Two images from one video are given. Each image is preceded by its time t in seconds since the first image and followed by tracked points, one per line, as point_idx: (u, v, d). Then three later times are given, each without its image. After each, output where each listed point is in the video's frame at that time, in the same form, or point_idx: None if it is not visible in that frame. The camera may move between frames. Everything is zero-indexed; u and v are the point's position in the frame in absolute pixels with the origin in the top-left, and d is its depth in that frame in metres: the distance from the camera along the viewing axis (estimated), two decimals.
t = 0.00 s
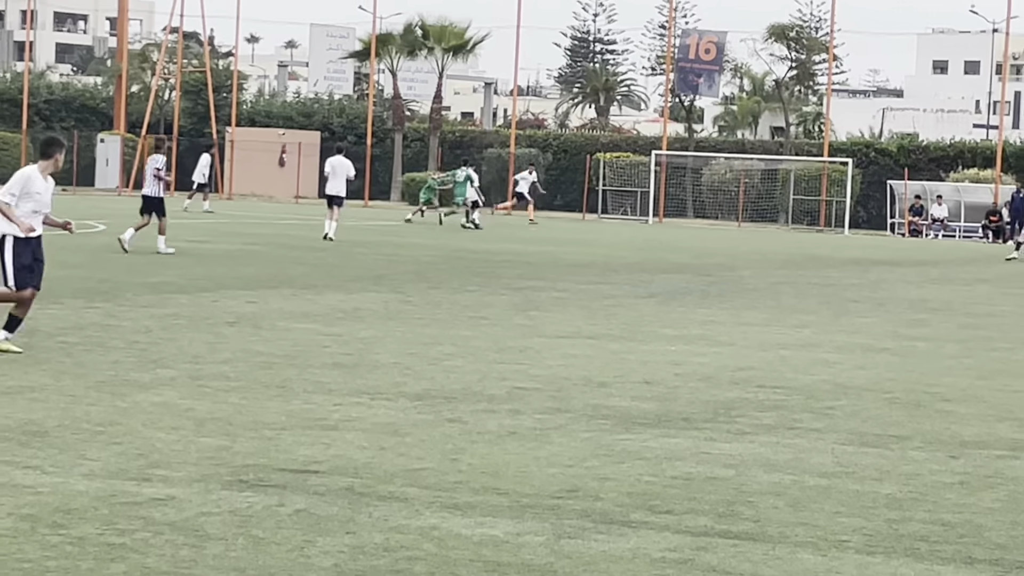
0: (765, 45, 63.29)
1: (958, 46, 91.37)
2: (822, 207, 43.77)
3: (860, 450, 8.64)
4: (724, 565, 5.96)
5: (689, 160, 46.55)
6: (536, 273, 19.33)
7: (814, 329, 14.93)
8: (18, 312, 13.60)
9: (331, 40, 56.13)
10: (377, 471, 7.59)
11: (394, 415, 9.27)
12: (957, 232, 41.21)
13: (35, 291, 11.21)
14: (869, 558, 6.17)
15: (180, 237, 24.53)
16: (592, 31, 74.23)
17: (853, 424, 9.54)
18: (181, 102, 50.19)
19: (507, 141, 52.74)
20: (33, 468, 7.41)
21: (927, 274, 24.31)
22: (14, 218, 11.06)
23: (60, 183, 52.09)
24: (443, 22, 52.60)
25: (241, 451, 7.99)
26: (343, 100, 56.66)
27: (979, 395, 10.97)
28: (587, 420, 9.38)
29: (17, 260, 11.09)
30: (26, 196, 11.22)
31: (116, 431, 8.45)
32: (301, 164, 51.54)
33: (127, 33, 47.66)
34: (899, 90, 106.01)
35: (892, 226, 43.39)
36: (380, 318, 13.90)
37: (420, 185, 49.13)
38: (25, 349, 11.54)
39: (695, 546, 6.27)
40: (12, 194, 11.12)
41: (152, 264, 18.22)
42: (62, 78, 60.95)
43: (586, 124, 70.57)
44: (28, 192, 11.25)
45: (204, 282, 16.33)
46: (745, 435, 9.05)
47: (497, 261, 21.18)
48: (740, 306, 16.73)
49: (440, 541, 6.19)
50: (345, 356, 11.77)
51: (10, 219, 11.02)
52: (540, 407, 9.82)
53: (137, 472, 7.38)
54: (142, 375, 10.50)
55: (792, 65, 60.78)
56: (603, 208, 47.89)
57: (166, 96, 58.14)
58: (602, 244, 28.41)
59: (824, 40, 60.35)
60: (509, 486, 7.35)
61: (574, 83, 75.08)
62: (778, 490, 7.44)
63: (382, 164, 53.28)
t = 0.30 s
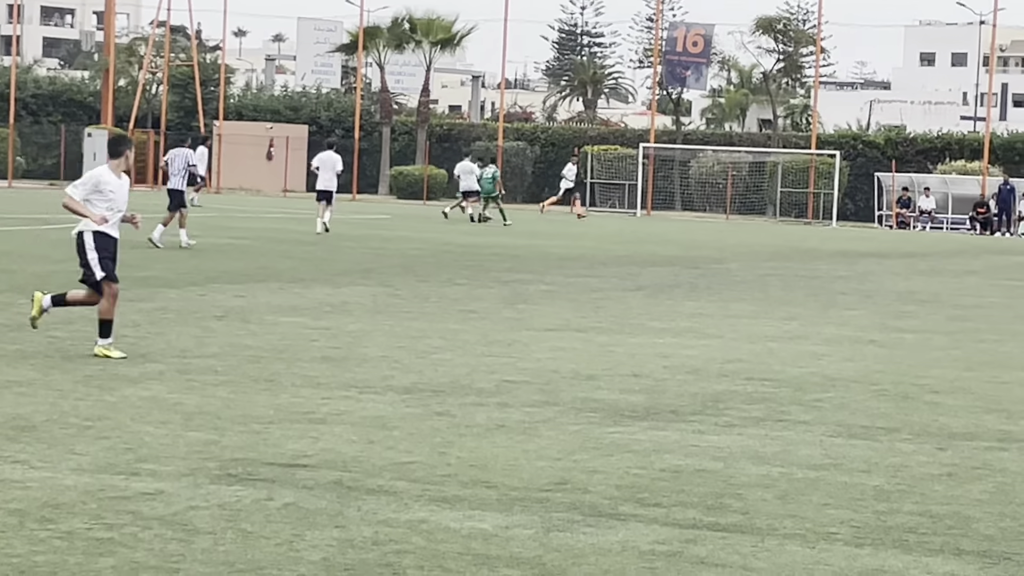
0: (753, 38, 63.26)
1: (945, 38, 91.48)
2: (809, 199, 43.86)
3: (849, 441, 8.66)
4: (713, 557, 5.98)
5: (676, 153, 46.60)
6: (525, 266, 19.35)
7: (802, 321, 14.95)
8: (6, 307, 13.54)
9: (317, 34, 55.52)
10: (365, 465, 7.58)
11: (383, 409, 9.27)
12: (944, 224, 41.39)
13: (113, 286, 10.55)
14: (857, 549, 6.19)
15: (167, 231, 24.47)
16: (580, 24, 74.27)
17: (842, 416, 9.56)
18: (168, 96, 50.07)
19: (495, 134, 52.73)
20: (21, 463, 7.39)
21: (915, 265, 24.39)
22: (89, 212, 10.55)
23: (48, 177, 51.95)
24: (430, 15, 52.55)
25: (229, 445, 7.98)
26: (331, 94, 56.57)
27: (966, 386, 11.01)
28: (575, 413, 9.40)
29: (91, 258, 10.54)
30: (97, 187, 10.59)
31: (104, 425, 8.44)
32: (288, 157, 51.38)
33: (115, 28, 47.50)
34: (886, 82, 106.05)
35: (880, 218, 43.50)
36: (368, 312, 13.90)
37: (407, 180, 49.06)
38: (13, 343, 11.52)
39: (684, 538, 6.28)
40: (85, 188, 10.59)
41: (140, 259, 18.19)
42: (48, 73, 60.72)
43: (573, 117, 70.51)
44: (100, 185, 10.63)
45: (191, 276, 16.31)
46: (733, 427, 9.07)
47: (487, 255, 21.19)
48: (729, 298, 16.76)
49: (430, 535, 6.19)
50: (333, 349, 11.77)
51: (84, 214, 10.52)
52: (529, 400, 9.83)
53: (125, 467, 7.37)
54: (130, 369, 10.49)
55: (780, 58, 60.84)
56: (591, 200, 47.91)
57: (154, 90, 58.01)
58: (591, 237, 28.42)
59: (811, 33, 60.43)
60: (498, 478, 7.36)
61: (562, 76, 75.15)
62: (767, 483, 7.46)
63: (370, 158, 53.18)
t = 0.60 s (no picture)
0: (747, 33, 63.21)
1: (940, 33, 91.49)
2: (804, 194, 43.91)
3: (844, 436, 8.67)
4: (708, 552, 5.99)
5: (671, 148, 46.60)
6: (520, 262, 19.35)
7: (797, 316, 14.96)
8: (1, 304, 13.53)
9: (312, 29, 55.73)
10: (360, 461, 7.59)
11: (378, 405, 9.28)
12: (939, 218, 41.31)
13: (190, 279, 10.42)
14: (851, 544, 6.21)
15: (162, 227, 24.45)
16: (574, 18, 74.19)
17: (837, 411, 9.57)
18: (162, 93, 50.03)
19: (489, 130, 52.65)
20: (16, 460, 7.39)
21: (910, 260, 24.42)
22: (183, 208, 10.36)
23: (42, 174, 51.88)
24: (424, 11, 52.43)
25: (224, 441, 7.98)
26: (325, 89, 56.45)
27: (961, 381, 11.03)
28: (570, 409, 9.41)
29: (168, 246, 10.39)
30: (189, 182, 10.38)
31: (100, 421, 8.44)
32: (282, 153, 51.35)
33: (108, 24, 47.41)
34: (880, 77, 106.04)
35: (875, 212, 43.49)
36: (364, 308, 13.89)
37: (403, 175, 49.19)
38: (7, 340, 11.51)
39: (679, 533, 6.29)
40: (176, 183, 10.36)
41: (135, 255, 18.19)
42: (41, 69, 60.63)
43: (568, 113, 70.47)
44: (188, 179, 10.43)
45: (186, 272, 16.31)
46: (728, 422, 9.08)
47: (482, 250, 21.19)
48: (723, 293, 16.77)
49: (425, 530, 6.20)
50: (329, 345, 11.77)
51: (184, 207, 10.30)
52: (524, 395, 9.84)
53: (121, 462, 7.37)
54: (126, 365, 10.50)
55: (775, 53, 60.78)
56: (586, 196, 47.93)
57: (148, 86, 57.97)
58: (586, 232, 28.43)
59: (805, 28, 60.34)
60: (493, 474, 7.37)
61: (556, 71, 75.08)
62: (762, 477, 7.47)
63: (365, 153, 53.30)
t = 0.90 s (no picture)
0: (749, 29, 63.21)
1: (941, 29, 91.50)
2: (806, 190, 43.93)
3: (846, 433, 8.67)
4: (710, 548, 5.99)
5: (673, 145, 46.58)
6: (522, 258, 19.35)
7: (798, 312, 14.97)
8: (4, 301, 13.54)
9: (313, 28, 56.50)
10: (363, 458, 7.59)
11: (380, 402, 9.28)
12: (941, 214, 41.31)
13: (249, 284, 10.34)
14: (854, 540, 6.20)
15: (165, 225, 24.44)
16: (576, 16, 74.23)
17: (839, 407, 9.57)
18: (164, 91, 50.08)
19: (491, 127, 52.62)
20: (18, 457, 7.39)
21: (912, 256, 24.42)
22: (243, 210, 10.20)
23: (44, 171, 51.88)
24: (426, 9, 52.53)
25: (226, 439, 7.99)
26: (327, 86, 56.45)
27: (962, 376, 11.03)
28: (571, 405, 9.40)
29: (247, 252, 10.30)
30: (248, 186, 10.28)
31: (101, 420, 8.43)
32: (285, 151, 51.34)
33: (110, 22, 47.38)
34: (882, 73, 106.05)
35: (877, 208, 43.45)
36: (365, 305, 13.91)
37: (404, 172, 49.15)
38: (9, 338, 11.51)
39: (682, 530, 6.29)
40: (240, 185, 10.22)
41: (138, 253, 18.18)
42: (43, 67, 60.64)
43: (570, 109, 70.47)
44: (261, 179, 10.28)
45: (188, 270, 16.32)
46: (730, 419, 9.09)
47: (485, 247, 21.18)
48: (726, 290, 16.77)
49: (427, 527, 6.20)
50: (330, 343, 11.77)
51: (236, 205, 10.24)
52: (526, 392, 9.84)
53: (123, 460, 7.38)
54: (127, 363, 10.50)
55: (776, 49, 60.86)
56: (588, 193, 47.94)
57: (150, 83, 58.01)
58: (588, 229, 28.43)
59: (807, 24, 60.27)
60: (495, 471, 7.37)
61: (558, 69, 75.06)
62: (764, 474, 7.47)
63: (366, 150, 53.13)
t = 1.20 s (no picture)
0: (757, 28, 63.06)
1: (950, 27, 91.25)
2: (815, 189, 43.89)
3: (855, 432, 8.65)
4: (720, 548, 5.98)
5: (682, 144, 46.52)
6: (531, 258, 19.34)
7: (808, 311, 14.93)
8: (12, 302, 13.54)
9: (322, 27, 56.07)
10: (371, 458, 7.58)
11: (389, 402, 9.28)
12: (950, 213, 41.33)
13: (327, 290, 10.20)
14: (863, 539, 6.19)
15: (174, 226, 24.47)
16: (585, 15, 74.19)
17: (848, 406, 9.54)
18: (173, 92, 50.11)
19: (500, 127, 52.63)
20: (27, 458, 7.40)
21: (921, 255, 24.36)
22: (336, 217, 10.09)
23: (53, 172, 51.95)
24: (435, 9, 52.64)
25: (235, 439, 7.98)
26: (335, 86, 56.43)
27: (973, 375, 11.00)
28: (580, 405, 9.39)
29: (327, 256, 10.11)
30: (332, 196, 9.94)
31: (111, 420, 8.44)
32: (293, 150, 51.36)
33: (119, 22, 47.39)
34: (891, 71, 105.79)
35: (887, 208, 43.35)
36: (373, 305, 13.92)
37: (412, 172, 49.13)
38: (18, 339, 11.52)
39: (691, 529, 6.28)
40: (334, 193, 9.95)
41: (146, 254, 18.19)
42: (53, 68, 60.68)
43: (578, 109, 70.36)
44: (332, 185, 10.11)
45: (196, 270, 16.32)
46: (739, 418, 9.08)
47: (493, 247, 21.18)
48: (735, 289, 16.74)
49: (436, 527, 6.19)
50: (339, 343, 11.78)
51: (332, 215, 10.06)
52: (535, 392, 9.83)
53: (132, 461, 7.38)
54: (136, 364, 10.50)
55: (784, 48, 60.69)
56: (597, 192, 48.11)
57: (158, 84, 58.06)
58: (597, 229, 28.40)
59: (815, 23, 60.11)
60: (504, 471, 7.36)
61: (566, 68, 74.94)
62: (773, 473, 7.46)
63: (376, 151, 53.36)
